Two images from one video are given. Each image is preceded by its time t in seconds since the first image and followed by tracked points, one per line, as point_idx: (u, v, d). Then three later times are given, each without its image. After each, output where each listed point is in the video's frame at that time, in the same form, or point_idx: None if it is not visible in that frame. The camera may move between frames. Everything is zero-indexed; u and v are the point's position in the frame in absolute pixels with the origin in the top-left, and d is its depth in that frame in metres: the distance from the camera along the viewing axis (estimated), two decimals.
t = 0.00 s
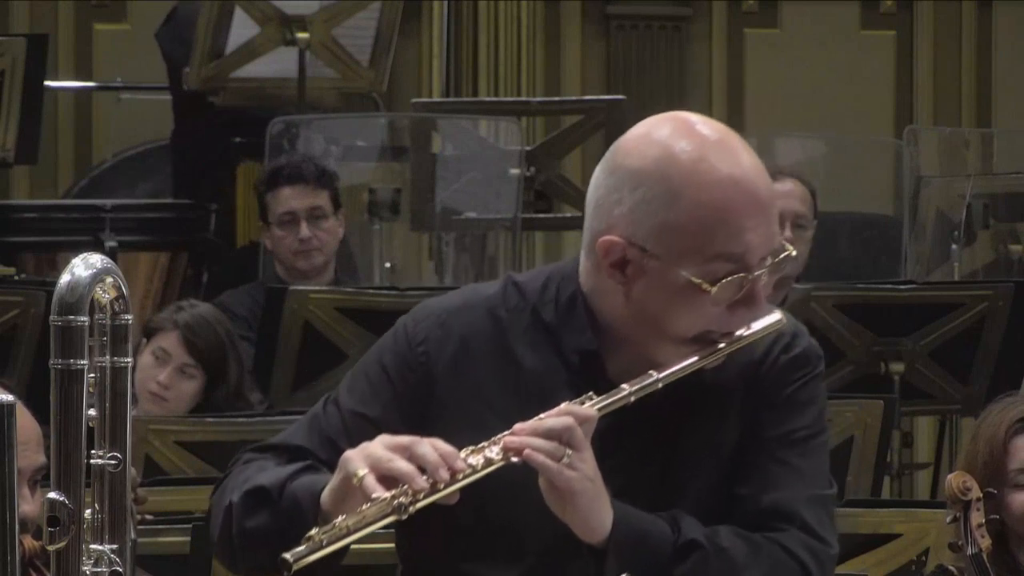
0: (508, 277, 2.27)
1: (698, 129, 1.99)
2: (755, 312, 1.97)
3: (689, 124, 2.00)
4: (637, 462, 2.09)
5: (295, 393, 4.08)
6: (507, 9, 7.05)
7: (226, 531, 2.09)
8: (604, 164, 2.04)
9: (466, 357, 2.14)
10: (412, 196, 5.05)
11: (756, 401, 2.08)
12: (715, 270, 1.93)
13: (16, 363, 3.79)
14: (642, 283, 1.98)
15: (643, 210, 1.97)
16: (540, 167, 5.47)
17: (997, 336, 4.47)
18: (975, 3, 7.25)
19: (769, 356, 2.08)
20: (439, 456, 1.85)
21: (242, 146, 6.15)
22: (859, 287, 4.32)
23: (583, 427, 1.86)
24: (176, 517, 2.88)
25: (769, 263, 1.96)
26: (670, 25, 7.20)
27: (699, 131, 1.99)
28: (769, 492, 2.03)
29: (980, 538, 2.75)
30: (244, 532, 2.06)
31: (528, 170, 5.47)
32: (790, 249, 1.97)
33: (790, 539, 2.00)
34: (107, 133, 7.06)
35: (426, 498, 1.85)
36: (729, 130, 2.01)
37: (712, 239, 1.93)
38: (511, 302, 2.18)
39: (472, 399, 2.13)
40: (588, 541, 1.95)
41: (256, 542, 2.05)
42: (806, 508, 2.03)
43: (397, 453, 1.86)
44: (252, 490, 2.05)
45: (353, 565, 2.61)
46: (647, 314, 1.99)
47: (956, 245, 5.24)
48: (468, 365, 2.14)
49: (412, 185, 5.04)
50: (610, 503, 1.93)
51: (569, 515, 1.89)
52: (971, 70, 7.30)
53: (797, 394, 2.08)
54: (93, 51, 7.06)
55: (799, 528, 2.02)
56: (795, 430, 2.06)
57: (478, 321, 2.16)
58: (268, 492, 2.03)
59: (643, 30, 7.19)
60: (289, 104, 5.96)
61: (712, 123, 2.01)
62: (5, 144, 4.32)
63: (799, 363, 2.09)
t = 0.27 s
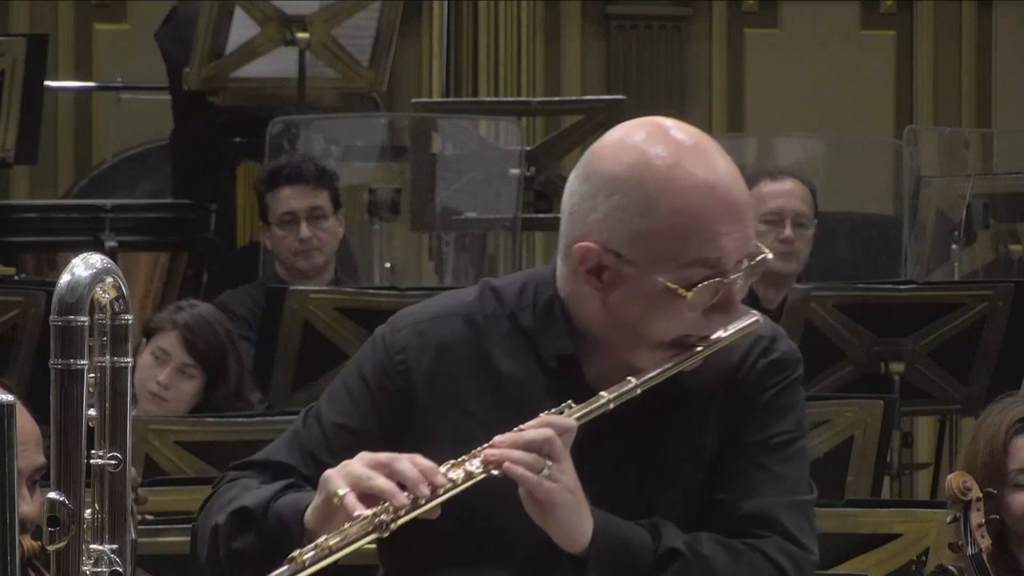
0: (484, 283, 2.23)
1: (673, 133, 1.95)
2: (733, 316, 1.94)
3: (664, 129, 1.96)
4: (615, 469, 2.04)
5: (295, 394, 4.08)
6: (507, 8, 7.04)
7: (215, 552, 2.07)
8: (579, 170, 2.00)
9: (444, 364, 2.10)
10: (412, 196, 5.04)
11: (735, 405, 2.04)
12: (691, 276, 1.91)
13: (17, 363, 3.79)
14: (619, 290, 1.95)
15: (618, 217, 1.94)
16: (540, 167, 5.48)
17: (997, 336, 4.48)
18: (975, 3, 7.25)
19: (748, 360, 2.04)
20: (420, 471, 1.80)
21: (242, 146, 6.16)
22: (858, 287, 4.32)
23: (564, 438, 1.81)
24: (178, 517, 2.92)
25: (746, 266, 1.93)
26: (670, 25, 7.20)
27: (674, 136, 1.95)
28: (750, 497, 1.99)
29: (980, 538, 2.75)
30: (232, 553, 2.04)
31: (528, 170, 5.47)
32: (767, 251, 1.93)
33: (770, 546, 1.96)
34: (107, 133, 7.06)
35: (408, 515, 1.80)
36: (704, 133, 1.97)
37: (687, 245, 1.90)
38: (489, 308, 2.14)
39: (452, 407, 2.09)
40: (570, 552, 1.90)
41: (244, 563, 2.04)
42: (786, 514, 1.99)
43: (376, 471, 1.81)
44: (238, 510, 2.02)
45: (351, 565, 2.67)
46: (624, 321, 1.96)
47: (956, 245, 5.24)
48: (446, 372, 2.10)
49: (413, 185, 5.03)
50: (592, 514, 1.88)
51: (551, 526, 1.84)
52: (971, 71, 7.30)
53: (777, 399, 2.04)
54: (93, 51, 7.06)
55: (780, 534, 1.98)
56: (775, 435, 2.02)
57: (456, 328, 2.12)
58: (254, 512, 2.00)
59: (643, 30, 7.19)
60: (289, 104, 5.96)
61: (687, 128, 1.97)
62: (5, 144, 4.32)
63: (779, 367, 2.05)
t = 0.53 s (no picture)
0: (461, 283, 2.13)
1: (646, 135, 1.87)
2: (710, 315, 1.87)
3: (638, 130, 1.88)
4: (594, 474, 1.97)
5: (296, 394, 4.08)
6: (507, 8, 7.05)
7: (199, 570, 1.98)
8: (553, 171, 1.91)
9: (420, 367, 2.01)
10: (412, 197, 5.05)
11: (715, 405, 1.97)
12: (669, 278, 1.83)
13: (17, 363, 3.79)
14: (596, 294, 1.87)
15: (593, 221, 1.86)
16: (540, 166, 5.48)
17: (997, 336, 4.48)
18: (975, 3, 7.25)
19: (728, 358, 1.97)
20: (401, 488, 1.72)
21: (242, 146, 6.17)
22: (858, 287, 4.33)
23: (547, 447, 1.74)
24: (177, 517, 2.92)
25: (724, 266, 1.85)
26: (670, 25, 7.21)
27: (648, 138, 1.86)
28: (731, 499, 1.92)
29: (979, 538, 2.75)
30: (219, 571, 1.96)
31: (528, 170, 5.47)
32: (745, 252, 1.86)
33: (753, 549, 1.90)
34: (107, 133, 7.07)
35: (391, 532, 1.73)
36: (678, 133, 1.89)
37: (662, 248, 1.83)
38: (465, 309, 2.05)
39: (428, 411, 1.99)
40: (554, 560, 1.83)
41: None
42: (768, 516, 1.92)
43: (358, 488, 1.73)
44: (222, 528, 1.94)
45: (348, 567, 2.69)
46: (602, 324, 1.89)
47: (956, 246, 5.23)
48: (422, 376, 2.00)
49: (412, 185, 5.05)
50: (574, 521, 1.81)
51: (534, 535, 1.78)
52: (971, 71, 7.30)
53: (757, 397, 1.97)
54: (93, 51, 7.06)
55: (762, 537, 1.91)
56: (755, 435, 1.95)
57: (431, 330, 2.02)
58: (237, 529, 1.92)
59: (643, 30, 7.19)
60: (289, 104, 5.96)
61: (662, 130, 1.89)
62: (5, 144, 4.32)
63: (758, 365, 1.98)
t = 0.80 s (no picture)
0: (441, 285, 2.14)
1: (627, 137, 1.89)
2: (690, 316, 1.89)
3: (618, 132, 1.90)
4: (580, 480, 1.98)
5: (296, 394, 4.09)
6: (507, 8, 7.05)
7: None
8: (532, 174, 1.94)
9: (404, 370, 2.01)
10: (412, 197, 5.07)
11: (699, 406, 1.99)
12: (649, 280, 1.86)
13: (17, 363, 3.79)
14: (577, 296, 1.89)
15: (572, 223, 1.88)
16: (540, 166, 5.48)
17: (997, 337, 4.48)
18: (975, 3, 7.25)
19: (710, 359, 1.99)
20: (390, 507, 1.73)
21: (242, 146, 6.17)
22: (858, 287, 4.33)
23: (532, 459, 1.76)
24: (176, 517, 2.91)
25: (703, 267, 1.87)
26: (670, 25, 7.21)
27: (629, 141, 1.89)
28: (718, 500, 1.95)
29: (978, 539, 2.75)
30: None
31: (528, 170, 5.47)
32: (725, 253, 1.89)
33: (741, 549, 1.92)
34: (107, 134, 7.07)
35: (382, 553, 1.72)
36: (657, 136, 1.91)
37: (642, 251, 1.85)
38: (446, 311, 2.06)
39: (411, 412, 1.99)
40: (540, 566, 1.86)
41: None
42: (756, 515, 1.94)
43: (347, 509, 1.73)
44: (211, 546, 1.94)
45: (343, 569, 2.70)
46: (582, 326, 1.91)
47: (956, 245, 5.23)
48: (406, 378, 2.01)
49: (412, 185, 5.07)
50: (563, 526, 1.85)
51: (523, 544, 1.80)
52: (971, 72, 7.29)
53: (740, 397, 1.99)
54: (93, 51, 7.06)
55: (750, 536, 1.94)
56: (739, 434, 1.97)
57: (412, 333, 2.03)
58: (227, 547, 1.92)
59: (643, 30, 7.19)
60: (289, 104, 5.96)
61: (642, 131, 1.92)
62: (5, 144, 4.32)
63: (739, 363, 2.00)
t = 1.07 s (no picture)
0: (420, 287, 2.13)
1: (603, 139, 1.89)
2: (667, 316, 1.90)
3: (595, 134, 1.90)
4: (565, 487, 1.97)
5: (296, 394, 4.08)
6: (507, 8, 7.05)
7: None
8: (508, 175, 1.94)
9: (387, 374, 2.00)
10: (412, 197, 5.06)
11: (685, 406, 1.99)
12: (624, 283, 1.86)
13: (17, 363, 3.79)
14: (554, 298, 1.90)
15: (548, 226, 1.88)
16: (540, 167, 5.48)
17: (997, 337, 4.48)
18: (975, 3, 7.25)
19: (693, 359, 2.00)
20: (381, 535, 1.72)
21: (242, 146, 6.20)
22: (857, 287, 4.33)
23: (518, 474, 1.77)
24: (176, 517, 2.91)
25: (678, 268, 1.88)
26: (670, 25, 7.20)
27: (605, 143, 1.89)
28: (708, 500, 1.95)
29: (978, 538, 2.75)
30: None
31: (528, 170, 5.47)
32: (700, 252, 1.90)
33: (733, 549, 1.93)
34: (107, 133, 7.07)
35: None
36: (633, 137, 1.91)
37: (618, 253, 1.86)
38: (427, 313, 2.05)
39: (394, 416, 1.98)
40: None
41: None
42: (747, 514, 1.95)
43: (338, 538, 1.71)
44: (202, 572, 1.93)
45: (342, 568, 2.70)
46: (560, 328, 1.92)
47: (956, 245, 5.22)
48: (390, 383, 2.00)
49: (412, 184, 5.07)
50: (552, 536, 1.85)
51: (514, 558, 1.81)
52: (971, 72, 7.30)
53: (725, 396, 2.00)
54: (94, 51, 7.06)
55: (742, 535, 1.94)
56: (726, 433, 1.98)
57: (393, 336, 2.02)
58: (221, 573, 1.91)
59: (643, 30, 7.18)
60: (288, 104, 5.96)
61: (618, 132, 1.92)
62: (5, 144, 4.33)
63: (723, 362, 2.01)
